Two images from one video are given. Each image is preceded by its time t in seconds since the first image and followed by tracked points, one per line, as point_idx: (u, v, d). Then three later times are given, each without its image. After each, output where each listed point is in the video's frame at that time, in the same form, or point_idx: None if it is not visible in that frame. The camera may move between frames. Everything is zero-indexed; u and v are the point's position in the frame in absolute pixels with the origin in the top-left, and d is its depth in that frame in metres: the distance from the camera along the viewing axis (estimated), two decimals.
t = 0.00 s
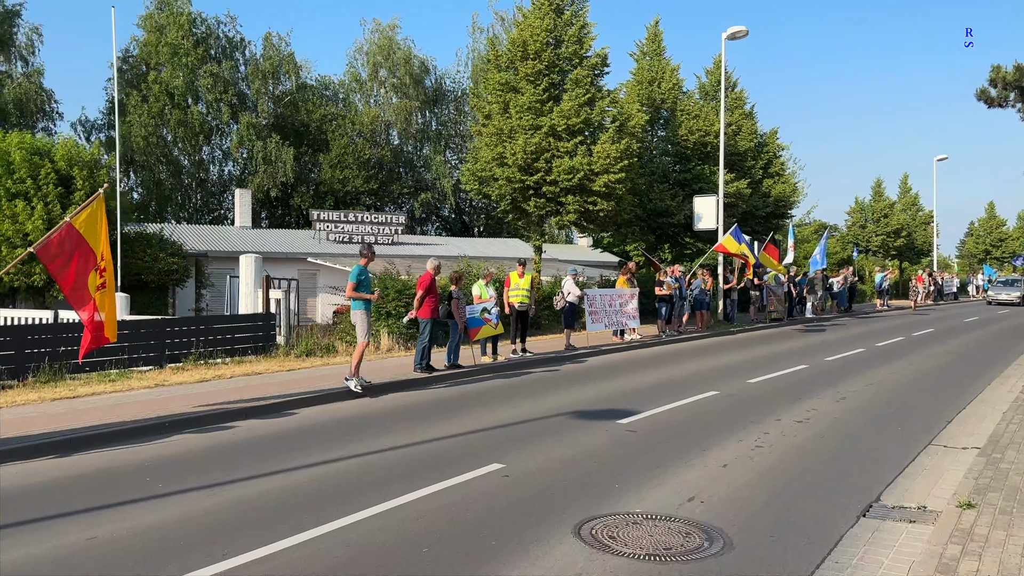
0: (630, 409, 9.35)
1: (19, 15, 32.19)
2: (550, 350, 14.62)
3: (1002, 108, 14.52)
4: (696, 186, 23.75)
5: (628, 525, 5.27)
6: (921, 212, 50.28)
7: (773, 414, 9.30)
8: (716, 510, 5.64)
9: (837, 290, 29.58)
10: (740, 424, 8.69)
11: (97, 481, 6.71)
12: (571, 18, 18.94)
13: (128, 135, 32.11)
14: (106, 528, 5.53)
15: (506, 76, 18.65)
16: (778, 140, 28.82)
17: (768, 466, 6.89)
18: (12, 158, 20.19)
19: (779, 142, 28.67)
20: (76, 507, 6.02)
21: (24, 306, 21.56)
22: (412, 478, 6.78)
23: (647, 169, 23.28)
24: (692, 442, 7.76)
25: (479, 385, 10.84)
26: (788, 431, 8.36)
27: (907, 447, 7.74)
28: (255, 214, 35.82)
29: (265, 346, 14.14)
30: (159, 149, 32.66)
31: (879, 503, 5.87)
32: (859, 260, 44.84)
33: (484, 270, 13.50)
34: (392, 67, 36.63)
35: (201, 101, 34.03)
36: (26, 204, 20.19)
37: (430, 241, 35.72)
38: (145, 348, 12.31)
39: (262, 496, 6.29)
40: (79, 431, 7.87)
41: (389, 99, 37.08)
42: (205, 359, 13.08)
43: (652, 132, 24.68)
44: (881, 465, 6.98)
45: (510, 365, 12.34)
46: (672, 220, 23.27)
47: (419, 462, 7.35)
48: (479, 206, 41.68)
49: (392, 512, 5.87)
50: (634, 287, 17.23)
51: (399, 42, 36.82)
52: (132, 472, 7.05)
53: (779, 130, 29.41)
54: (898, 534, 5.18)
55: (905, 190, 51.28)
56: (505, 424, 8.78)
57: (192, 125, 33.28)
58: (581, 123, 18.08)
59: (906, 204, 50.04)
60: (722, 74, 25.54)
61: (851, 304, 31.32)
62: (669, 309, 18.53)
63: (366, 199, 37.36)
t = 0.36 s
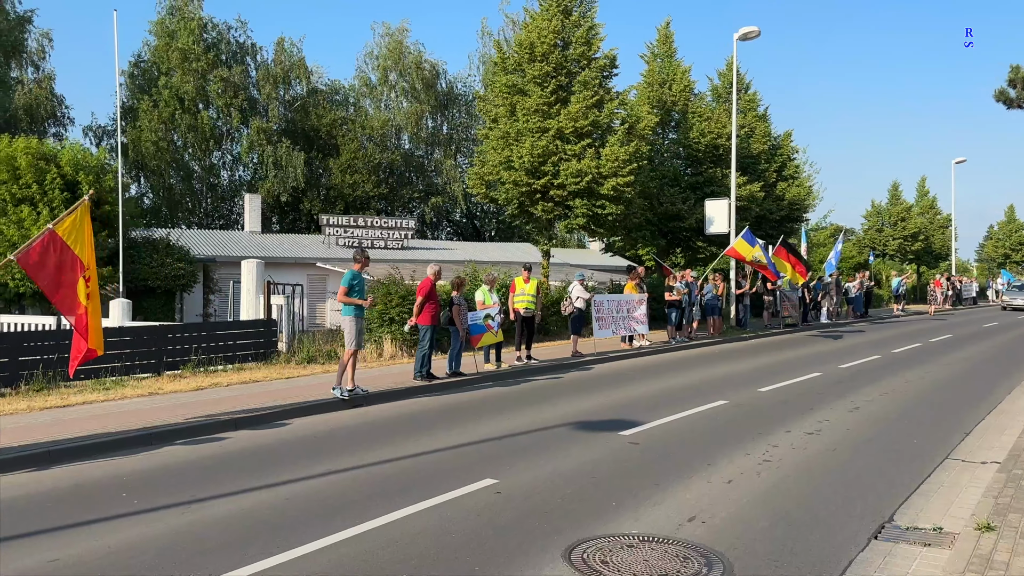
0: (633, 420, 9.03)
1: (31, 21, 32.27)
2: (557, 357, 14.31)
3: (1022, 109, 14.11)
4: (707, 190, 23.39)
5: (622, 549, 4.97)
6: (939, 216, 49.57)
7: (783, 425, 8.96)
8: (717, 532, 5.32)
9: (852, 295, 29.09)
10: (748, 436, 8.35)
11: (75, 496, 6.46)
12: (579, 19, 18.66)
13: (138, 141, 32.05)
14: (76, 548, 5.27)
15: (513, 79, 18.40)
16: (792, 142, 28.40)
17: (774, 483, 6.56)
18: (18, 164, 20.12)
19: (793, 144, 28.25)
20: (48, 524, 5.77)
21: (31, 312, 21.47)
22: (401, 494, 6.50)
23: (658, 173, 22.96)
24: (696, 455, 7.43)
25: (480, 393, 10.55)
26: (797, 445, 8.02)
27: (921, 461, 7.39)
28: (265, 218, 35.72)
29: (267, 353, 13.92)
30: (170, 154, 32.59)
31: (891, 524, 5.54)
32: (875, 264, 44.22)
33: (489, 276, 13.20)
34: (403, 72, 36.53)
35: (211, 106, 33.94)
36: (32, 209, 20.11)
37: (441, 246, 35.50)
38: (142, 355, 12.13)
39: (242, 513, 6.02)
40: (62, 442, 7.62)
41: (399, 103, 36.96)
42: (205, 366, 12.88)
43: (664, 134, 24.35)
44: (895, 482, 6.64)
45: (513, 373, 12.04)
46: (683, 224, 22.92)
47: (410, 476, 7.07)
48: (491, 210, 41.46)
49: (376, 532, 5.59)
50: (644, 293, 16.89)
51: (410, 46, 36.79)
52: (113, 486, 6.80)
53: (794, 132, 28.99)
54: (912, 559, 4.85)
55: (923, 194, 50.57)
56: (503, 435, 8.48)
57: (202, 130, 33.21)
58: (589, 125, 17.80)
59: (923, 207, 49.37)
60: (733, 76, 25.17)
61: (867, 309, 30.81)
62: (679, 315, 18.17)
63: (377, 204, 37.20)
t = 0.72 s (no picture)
0: (641, 429, 8.69)
1: (44, 26, 32.32)
2: (566, 362, 13.98)
3: None
4: (722, 191, 23.00)
5: (622, 572, 4.65)
6: (959, 218, 48.79)
7: (797, 434, 8.59)
8: (725, 553, 4.99)
9: (871, 299, 28.56)
10: (761, 446, 7.99)
11: (56, 508, 6.19)
12: (590, 18, 18.34)
13: (150, 144, 31.99)
14: (48, 565, 4.98)
15: (523, 79, 18.12)
16: (808, 143, 27.95)
17: (787, 498, 6.21)
18: (26, 167, 20.06)
19: (809, 145, 27.80)
20: (22, 539, 5.49)
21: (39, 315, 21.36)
22: (394, 507, 6.20)
23: (671, 174, 22.61)
24: (704, 467, 7.09)
25: (484, 400, 10.25)
26: (812, 455, 7.66)
27: (943, 474, 7.02)
28: (277, 222, 35.61)
29: (270, 358, 13.70)
30: (182, 158, 32.52)
31: (912, 543, 5.19)
32: (894, 267, 43.55)
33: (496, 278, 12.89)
34: (415, 74, 36.40)
35: (223, 110, 33.81)
36: (40, 212, 20.02)
37: (453, 249, 35.27)
38: (142, 360, 11.93)
39: (227, 527, 5.74)
40: (49, 451, 7.36)
41: (411, 106, 36.82)
42: (206, 371, 12.66)
43: (677, 135, 23.99)
44: (915, 497, 6.28)
45: (519, 379, 11.73)
46: (697, 226, 22.53)
47: (406, 488, 6.77)
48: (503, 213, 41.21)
49: (366, 548, 5.28)
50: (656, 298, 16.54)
51: (422, 48, 36.66)
52: (96, 497, 6.52)
53: (810, 133, 28.54)
54: None
55: (943, 196, 49.79)
56: (505, 445, 8.16)
57: (214, 133, 33.03)
58: (600, 126, 17.48)
59: (943, 209, 48.66)
60: (748, 76, 24.77)
61: (886, 312, 30.26)
62: (692, 318, 17.80)
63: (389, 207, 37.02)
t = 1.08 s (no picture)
0: (643, 434, 8.37)
1: (55, 27, 32.36)
2: (570, 365, 13.69)
3: None
4: (732, 190, 22.65)
5: None
6: (977, 218, 48.06)
7: (805, 440, 8.26)
8: (723, 569, 4.70)
9: (885, 299, 28.10)
10: (766, 453, 7.66)
11: (30, 514, 5.94)
12: (597, 14, 18.03)
13: (160, 145, 31.93)
14: None
15: (529, 76, 17.83)
16: (822, 141, 27.53)
17: (792, 509, 5.91)
18: (32, 167, 19.99)
19: (823, 143, 27.39)
20: None
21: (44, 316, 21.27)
22: (381, 514, 5.91)
23: (680, 173, 22.28)
24: (707, 475, 6.77)
25: (484, 404, 9.97)
26: (820, 462, 7.34)
27: (957, 482, 6.70)
28: (286, 223, 35.51)
29: (270, 360, 13.48)
30: (191, 158, 32.45)
31: (923, 559, 4.89)
32: (909, 267, 42.99)
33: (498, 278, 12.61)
34: (424, 74, 36.26)
35: (233, 110, 33.67)
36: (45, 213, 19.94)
37: (462, 250, 35.08)
38: (138, 361, 11.75)
39: (204, 536, 5.46)
40: (27, 456, 7.08)
41: (421, 106, 36.66)
42: (203, 373, 12.46)
43: (687, 133, 23.63)
44: (927, 508, 5.96)
45: (520, 381, 11.45)
46: (707, 225, 22.17)
47: (396, 495, 6.49)
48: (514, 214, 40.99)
49: (345, 560, 5.00)
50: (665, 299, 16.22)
51: (431, 48, 36.52)
52: (72, 503, 6.26)
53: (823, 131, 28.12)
54: None
55: (960, 195, 49.12)
56: (500, 450, 7.86)
57: (224, 134, 32.83)
58: (608, 123, 17.18)
59: (960, 209, 48.00)
60: (759, 73, 24.40)
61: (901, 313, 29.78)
62: (701, 320, 17.46)
63: (398, 207, 36.86)
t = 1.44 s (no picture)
0: (640, 440, 8.04)
1: (61, 25, 32.25)
2: (571, 365, 13.38)
3: None
4: (741, 187, 22.23)
5: None
6: (992, 214, 47.36)
7: (810, 446, 7.92)
8: None
9: (899, 298, 27.61)
10: (767, 460, 7.33)
11: None
12: (602, 7, 17.64)
13: (165, 142, 31.77)
14: None
15: (532, 70, 17.49)
16: (833, 136, 27.08)
17: (792, 523, 5.58)
18: (31, 165, 19.84)
19: (834, 139, 26.94)
20: None
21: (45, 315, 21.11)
22: (357, 527, 5.63)
23: (688, 169, 21.90)
24: (704, 485, 6.44)
25: (478, 408, 9.67)
26: (824, 470, 7.01)
27: (968, 493, 6.35)
28: (292, 221, 35.31)
29: (266, 360, 13.22)
30: (196, 156, 32.28)
31: None
32: (923, 265, 42.39)
33: (497, 277, 12.34)
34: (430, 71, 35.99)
35: (238, 108, 33.43)
36: (45, 211, 19.79)
37: (468, 248, 34.81)
38: (129, 362, 11.53)
39: (169, 552, 5.18)
40: None
41: (428, 102, 36.41)
42: (197, 373, 12.22)
43: (695, 129, 23.24)
44: (936, 523, 5.62)
45: (518, 383, 11.14)
46: (715, 222, 21.79)
47: (377, 505, 6.21)
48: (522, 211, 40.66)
49: None
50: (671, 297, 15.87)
51: (438, 44, 36.27)
52: (38, 514, 5.99)
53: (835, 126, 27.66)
54: None
55: (976, 191, 48.41)
56: (490, 458, 7.55)
57: (229, 131, 32.60)
58: (612, 119, 16.84)
59: (975, 205, 47.29)
60: (769, 67, 23.94)
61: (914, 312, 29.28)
62: (708, 319, 17.09)
63: (405, 205, 36.61)
